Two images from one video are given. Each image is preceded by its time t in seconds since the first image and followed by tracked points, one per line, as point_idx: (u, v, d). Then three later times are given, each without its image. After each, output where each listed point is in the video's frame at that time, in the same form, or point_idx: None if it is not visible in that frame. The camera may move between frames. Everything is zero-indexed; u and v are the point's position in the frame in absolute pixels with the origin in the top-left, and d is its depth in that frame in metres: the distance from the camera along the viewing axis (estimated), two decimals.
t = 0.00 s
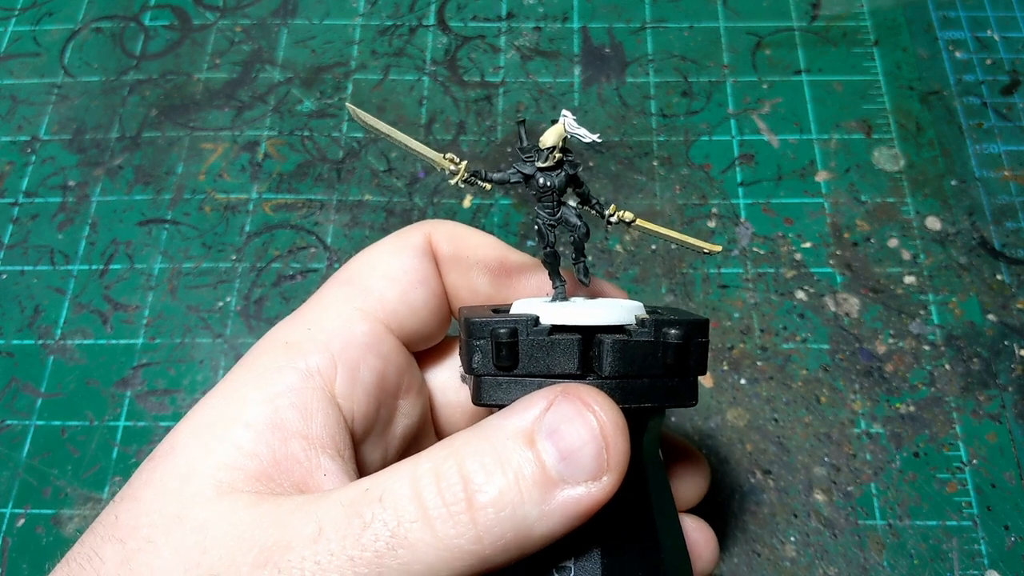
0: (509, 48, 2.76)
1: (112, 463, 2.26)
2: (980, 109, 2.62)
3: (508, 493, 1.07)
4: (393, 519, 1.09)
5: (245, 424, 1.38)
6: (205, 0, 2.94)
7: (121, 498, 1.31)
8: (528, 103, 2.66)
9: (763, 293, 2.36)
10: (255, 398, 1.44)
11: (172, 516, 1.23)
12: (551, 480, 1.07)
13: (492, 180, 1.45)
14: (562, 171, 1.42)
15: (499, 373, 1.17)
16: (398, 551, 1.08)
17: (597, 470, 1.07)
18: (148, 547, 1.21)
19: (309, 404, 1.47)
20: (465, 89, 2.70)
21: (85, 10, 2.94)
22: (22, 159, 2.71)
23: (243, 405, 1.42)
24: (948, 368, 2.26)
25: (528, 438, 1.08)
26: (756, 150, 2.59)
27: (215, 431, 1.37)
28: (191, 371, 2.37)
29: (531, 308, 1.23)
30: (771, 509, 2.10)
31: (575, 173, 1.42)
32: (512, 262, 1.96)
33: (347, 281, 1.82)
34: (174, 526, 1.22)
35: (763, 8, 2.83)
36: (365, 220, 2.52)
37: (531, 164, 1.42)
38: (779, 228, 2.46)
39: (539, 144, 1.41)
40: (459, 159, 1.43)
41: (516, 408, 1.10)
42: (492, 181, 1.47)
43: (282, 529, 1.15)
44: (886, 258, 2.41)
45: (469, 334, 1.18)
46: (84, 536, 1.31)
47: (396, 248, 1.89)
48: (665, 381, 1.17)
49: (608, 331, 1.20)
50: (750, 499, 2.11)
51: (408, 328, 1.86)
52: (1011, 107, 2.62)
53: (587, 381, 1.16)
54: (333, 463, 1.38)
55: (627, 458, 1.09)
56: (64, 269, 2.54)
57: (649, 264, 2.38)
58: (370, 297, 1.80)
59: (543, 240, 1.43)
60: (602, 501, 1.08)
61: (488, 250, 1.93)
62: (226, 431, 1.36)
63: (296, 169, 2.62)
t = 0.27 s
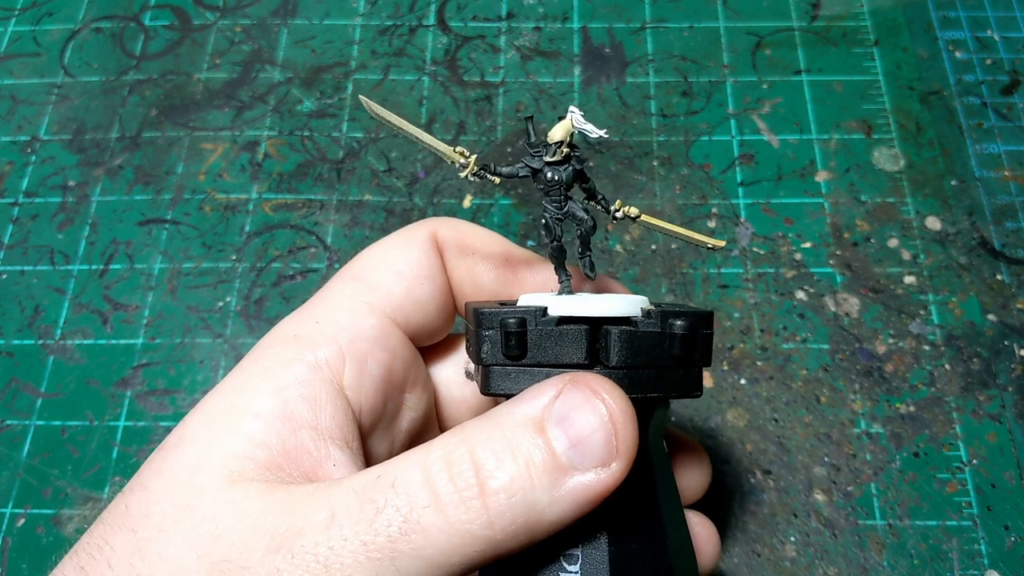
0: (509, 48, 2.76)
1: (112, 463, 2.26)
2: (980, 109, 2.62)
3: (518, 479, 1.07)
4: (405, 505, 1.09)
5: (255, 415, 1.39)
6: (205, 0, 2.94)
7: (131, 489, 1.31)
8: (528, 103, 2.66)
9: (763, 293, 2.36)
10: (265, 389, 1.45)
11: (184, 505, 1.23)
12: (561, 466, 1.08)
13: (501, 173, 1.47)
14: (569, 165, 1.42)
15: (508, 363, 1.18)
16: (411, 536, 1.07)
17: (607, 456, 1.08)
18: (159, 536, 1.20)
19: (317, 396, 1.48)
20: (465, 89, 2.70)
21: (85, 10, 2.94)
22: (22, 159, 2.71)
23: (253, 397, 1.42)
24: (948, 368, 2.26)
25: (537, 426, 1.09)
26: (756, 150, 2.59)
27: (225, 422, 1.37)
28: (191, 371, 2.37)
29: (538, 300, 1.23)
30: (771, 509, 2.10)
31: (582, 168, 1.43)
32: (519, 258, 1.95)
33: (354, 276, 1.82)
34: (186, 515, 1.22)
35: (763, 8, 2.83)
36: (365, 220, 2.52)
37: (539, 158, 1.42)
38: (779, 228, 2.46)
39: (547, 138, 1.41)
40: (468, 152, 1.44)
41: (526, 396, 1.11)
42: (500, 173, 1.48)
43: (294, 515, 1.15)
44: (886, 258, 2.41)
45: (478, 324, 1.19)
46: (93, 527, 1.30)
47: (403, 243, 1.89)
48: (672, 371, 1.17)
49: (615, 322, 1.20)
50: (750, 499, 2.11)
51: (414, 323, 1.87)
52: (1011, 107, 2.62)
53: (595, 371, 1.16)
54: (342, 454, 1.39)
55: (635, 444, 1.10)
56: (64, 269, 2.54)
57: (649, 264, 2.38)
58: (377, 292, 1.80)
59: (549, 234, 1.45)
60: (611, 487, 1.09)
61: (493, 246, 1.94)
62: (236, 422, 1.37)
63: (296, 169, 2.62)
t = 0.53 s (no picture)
0: (509, 48, 2.76)
1: (112, 463, 2.26)
2: (980, 109, 2.62)
3: (524, 474, 1.07)
4: (412, 499, 1.09)
5: (260, 411, 1.39)
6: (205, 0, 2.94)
7: (137, 484, 1.31)
8: (528, 103, 2.66)
9: (763, 293, 2.36)
10: (270, 385, 1.45)
11: (190, 500, 1.24)
12: (566, 461, 1.08)
13: (505, 170, 1.47)
14: (573, 163, 1.42)
15: (512, 359, 1.18)
16: (418, 531, 1.08)
17: (612, 451, 1.08)
18: (165, 530, 1.21)
19: (322, 392, 1.48)
20: (465, 89, 2.70)
21: (85, 10, 2.94)
22: (22, 159, 2.71)
23: (258, 393, 1.42)
24: (948, 368, 2.26)
25: (542, 421, 1.08)
26: (756, 150, 2.59)
27: (230, 418, 1.37)
28: (191, 371, 2.37)
29: (542, 297, 1.24)
30: (771, 509, 2.10)
31: (586, 165, 1.43)
32: (521, 258, 1.94)
33: (359, 273, 1.82)
34: (193, 509, 1.22)
35: (763, 8, 2.83)
36: (365, 220, 2.52)
37: (544, 156, 1.42)
38: (779, 228, 2.46)
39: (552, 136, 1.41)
40: (473, 149, 1.43)
41: (531, 391, 1.11)
42: (505, 171, 1.48)
43: (300, 510, 1.15)
44: (886, 258, 2.41)
45: (483, 321, 1.19)
46: (99, 522, 1.31)
47: (407, 241, 1.89)
48: (675, 367, 1.17)
49: (619, 319, 1.20)
50: (750, 499, 2.11)
51: (417, 321, 1.87)
52: (1011, 107, 2.62)
53: (599, 367, 1.17)
54: (347, 450, 1.39)
55: (640, 439, 1.10)
56: (64, 269, 2.54)
57: (649, 264, 2.38)
58: (382, 290, 1.80)
59: (554, 232, 1.43)
60: (616, 482, 1.08)
61: (497, 243, 1.93)
62: (241, 418, 1.37)
63: (296, 169, 2.62)
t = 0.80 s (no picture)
0: (509, 48, 2.76)
1: (112, 463, 2.26)
2: (980, 109, 2.62)
3: (533, 469, 1.07)
4: (421, 492, 1.09)
5: (271, 404, 1.40)
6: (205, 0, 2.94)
7: (146, 476, 1.32)
8: (528, 103, 2.66)
9: (763, 293, 2.36)
10: (281, 379, 1.47)
11: (200, 491, 1.24)
12: (575, 456, 1.08)
13: (519, 168, 1.47)
14: (587, 161, 1.43)
15: (522, 355, 1.18)
16: (427, 523, 1.08)
17: (621, 447, 1.08)
18: (174, 520, 1.21)
19: (332, 387, 1.49)
20: (465, 89, 2.70)
21: (85, 10, 2.94)
22: (22, 159, 2.71)
23: (269, 386, 1.44)
24: (948, 368, 2.26)
25: (552, 416, 1.08)
26: (756, 150, 2.59)
27: (241, 411, 1.39)
28: (191, 371, 2.37)
29: (553, 294, 1.25)
30: (771, 509, 2.10)
31: (600, 164, 1.43)
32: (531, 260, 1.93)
33: (370, 270, 1.83)
34: (203, 500, 1.23)
35: (763, 8, 2.83)
36: (365, 220, 2.52)
37: (557, 154, 1.43)
38: (779, 228, 2.46)
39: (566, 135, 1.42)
40: (488, 147, 1.45)
41: (541, 386, 1.11)
42: (519, 169, 1.49)
43: (310, 502, 1.16)
44: (886, 258, 2.41)
45: (494, 316, 1.20)
46: (107, 513, 1.31)
47: (418, 238, 1.89)
48: (685, 366, 1.17)
49: (629, 317, 1.20)
50: (750, 499, 2.11)
51: (427, 318, 1.87)
52: (1011, 107, 2.62)
53: (608, 364, 1.17)
54: (356, 444, 1.41)
55: (650, 437, 1.10)
56: (64, 269, 2.54)
57: (649, 264, 2.38)
58: (392, 286, 1.80)
59: (566, 229, 1.46)
60: (625, 479, 1.08)
61: (506, 243, 1.93)
62: (252, 411, 1.39)
63: (296, 169, 2.62)
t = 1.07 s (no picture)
0: (509, 48, 2.76)
1: (112, 463, 2.26)
2: (980, 109, 2.62)
3: (535, 472, 1.08)
4: (424, 495, 1.09)
5: (272, 407, 1.41)
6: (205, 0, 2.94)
7: (148, 478, 1.32)
8: (528, 103, 2.66)
9: (763, 293, 2.36)
10: (283, 382, 1.47)
11: (202, 494, 1.25)
12: (577, 459, 1.08)
13: (521, 170, 1.48)
14: (588, 164, 1.43)
15: (523, 355, 1.18)
16: (430, 527, 1.08)
17: (623, 449, 1.08)
18: (177, 523, 1.21)
19: (333, 389, 1.50)
20: (465, 89, 2.70)
21: (85, 10, 2.94)
22: (22, 159, 2.71)
23: (271, 388, 1.45)
24: (948, 368, 2.26)
25: (554, 419, 1.09)
26: (756, 150, 2.59)
27: (243, 413, 1.39)
28: (191, 371, 2.37)
29: (554, 296, 1.25)
30: (771, 509, 2.10)
31: (600, 167, 1.44)
32: (531, 264, 1.89)
33: (370, 272, 1.82)
34: (205, 503, 1.23)
35: (763, 8, 2.83)
36: (365, 220, 2.52)
37: (558, 156, 1.43)
38: (779, 228, 2.46)
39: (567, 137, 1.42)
40: (490, 148, 1.45)
41: (542, 388, 1.11)
42: (521, 170, 1.49)
43: (312, 505, 1.16)
44: (886, 258, 2.41)
45: (495, 317, 1.20)
46: (108, 514, 1.31)
47: (419, 241, 1.88)
48: (685, 368, 1.18)
49: (630, 319, 1.20)
50: (750, 500, 2.12)
51: (426, 321, 1.87)
52: (1011, 107, 2.62)
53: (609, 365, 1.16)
54: (357, 447, 1.41)
55: (651, 439, 1.10)
56: (64, 269, 2.54)
57: (649, 264, 2.38)
58: (393, 289, 1.80)
59: (566, 232, 1.45)
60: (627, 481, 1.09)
61: (508, 246, 1.93)
62: (254, 413, 1.39)
63: (296, 169, 2.62)
